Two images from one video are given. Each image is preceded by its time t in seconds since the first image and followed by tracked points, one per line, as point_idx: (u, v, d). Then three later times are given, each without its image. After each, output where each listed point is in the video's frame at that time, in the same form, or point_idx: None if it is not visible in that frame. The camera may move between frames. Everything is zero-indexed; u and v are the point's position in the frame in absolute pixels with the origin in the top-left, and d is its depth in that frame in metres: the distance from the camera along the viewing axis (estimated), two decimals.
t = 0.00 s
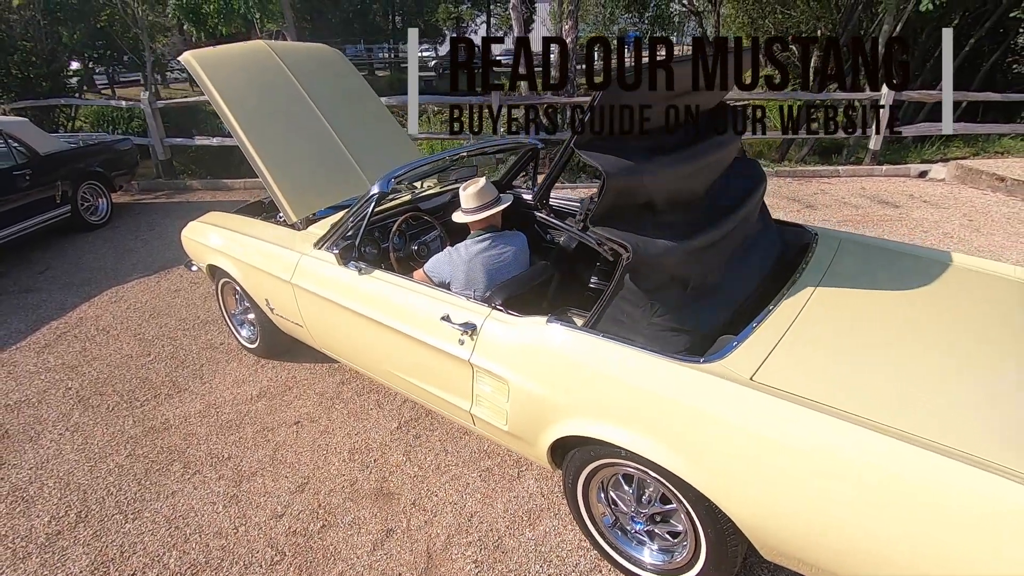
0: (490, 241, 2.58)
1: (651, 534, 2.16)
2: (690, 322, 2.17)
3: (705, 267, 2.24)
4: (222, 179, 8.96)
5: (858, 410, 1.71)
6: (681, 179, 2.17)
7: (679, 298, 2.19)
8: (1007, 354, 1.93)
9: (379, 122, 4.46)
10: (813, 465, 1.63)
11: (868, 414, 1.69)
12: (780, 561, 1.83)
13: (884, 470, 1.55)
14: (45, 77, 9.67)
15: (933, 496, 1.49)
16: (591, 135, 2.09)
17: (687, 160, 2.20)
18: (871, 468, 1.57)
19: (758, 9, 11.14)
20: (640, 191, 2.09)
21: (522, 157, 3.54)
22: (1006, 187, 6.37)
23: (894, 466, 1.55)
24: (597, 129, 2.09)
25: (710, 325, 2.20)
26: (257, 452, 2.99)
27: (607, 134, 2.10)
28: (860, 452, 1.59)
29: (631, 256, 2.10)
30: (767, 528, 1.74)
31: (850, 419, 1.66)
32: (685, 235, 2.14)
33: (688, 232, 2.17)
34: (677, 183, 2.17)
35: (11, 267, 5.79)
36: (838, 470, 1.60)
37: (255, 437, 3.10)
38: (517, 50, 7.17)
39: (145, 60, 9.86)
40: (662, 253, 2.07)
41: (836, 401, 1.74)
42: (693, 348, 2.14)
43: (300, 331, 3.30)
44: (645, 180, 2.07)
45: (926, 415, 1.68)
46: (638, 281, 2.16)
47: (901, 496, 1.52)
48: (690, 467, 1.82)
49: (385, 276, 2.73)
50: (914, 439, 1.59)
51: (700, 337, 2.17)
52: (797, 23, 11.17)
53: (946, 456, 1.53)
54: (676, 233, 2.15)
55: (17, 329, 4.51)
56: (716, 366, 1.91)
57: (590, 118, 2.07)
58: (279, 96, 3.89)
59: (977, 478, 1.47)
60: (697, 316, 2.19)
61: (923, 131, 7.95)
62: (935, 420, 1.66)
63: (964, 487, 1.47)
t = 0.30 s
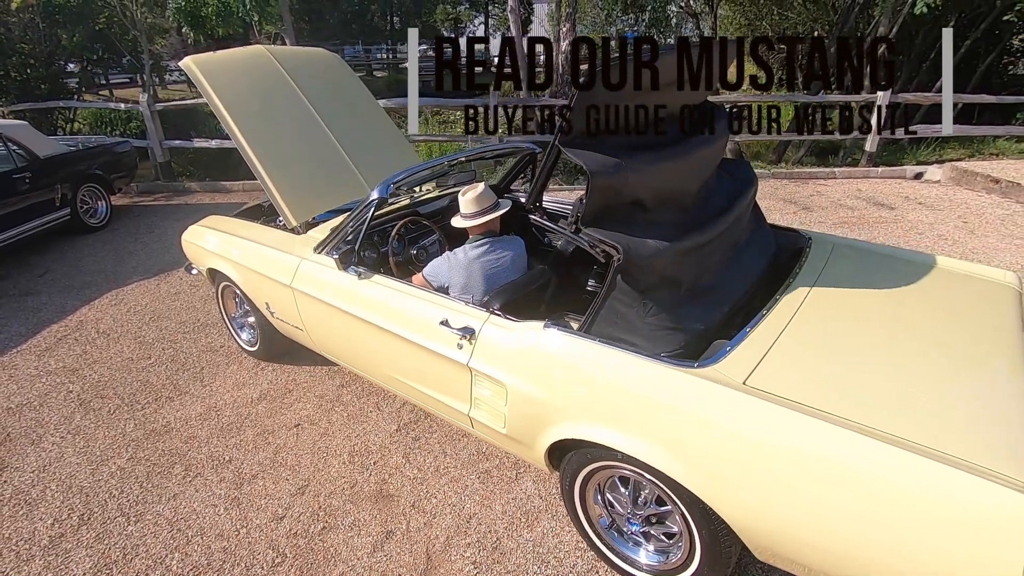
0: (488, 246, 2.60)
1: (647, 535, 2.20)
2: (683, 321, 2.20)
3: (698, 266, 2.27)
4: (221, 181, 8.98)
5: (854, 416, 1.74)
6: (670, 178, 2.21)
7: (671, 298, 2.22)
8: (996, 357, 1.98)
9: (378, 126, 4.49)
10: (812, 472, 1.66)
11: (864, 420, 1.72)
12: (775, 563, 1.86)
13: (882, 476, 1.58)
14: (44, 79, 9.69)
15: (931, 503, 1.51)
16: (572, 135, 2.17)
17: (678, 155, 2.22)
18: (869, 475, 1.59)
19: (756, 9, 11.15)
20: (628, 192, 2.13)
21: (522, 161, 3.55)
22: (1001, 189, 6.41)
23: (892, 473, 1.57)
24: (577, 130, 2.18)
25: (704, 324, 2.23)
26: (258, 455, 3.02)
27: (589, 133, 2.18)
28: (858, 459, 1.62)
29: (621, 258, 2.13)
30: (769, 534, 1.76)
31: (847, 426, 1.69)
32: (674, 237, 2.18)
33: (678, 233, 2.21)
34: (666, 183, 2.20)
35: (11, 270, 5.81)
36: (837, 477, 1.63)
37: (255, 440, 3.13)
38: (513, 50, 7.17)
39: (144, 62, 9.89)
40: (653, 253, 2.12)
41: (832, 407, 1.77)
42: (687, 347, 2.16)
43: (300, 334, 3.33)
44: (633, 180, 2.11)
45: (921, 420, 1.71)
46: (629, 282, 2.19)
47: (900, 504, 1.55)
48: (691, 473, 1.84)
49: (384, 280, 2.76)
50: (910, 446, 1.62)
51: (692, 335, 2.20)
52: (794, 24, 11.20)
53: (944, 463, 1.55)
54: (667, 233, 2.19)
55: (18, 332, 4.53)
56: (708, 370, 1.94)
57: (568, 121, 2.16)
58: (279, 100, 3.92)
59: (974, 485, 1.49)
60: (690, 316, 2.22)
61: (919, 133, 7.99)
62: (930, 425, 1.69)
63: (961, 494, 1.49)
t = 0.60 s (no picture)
0: (488, 250, 2.64)
1: (644, 535, 2.23)
2: (680, 317, 2.21)
3: (689, 266, 2.31)
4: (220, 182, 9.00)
5: (847, 419, 1.76)
6: (653, 178, 2.29)
7: (665, 295, 2.24)
8: (987, 359, 2.02)
9: (376, 128, 4.52)
10: (808, 475, 1.68)
11: (858, 423, 1.74)
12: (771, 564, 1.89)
13: (877, 479, 1.60)
14: (42, 81, 9.71)
15: (928, 505, 1.53)
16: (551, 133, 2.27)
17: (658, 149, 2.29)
18: (865, 477, 1.62)
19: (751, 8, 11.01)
20: (611, 191, 2.20)
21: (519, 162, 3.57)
22: (995, 190, 6.46)
23: (887, 475, 1.60)
24: (556, 129, 2.27)
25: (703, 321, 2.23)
26: (259, 456, 3.05)
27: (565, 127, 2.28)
28: (852, 462, 1.64)
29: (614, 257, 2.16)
30: (767, 537, 1.78)
31: (842, 429, 1.71)
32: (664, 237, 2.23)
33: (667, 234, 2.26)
34: (649, 181, 2.28)
35: (11, 272, 5.82)
36: (834, 479, 1.65)
37: (256, 442, 3.15)
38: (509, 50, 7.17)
39: (143, 64, 9.91)
40: (644, 251, 2.16)
41: (826, 410, 1.80)
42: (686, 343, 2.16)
43: (300, 336, 3.36)
44: (617, 179, 2.19)
45: (914, 423, 1.73)
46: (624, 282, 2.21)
47: (896, 505, 1.57)
48: (689, 475, 1.86)
49: (385, 283, 2.79)
50: (904, 449, 1.64)
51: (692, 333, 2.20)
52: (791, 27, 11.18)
53: (938, 466, 1.57)
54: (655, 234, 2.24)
55: (18, 334, 4.55)
56: (701, 373, 1.98)
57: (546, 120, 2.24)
58: (279, 104, 3.94)
59: (969, 488, 1.51)
60: (686, 312, 2.24)
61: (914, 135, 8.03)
62: (921, 427, 1.72)
63: (956, 495, 1.51)
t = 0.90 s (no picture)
0: (488, 253, 2.66)
1: (642, 534, 2.28)
2: (675, 315, 2.24)
3: (682, 266, 2.36)
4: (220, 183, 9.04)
5: (838, 421, 1.80)
6: (638, 179, 2.36)
7: (660, 293, 2.27)
8: (976, 361, 2.06)
9: (376, 132, 4.56)
10: (802, 477, 1.72)
11: (850, 425, 1.78)
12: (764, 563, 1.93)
13: (869, 481, 1.64)
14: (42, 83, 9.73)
15: (918, 507, 1.57)
16: (535, 134, 2.34)
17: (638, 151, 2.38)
18: (857, 479, 1.65)
19: (747, 10, 10.85)
20: (599, 192, 2.26)
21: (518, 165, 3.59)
22: (990, 193, 6.52)
23: (875, 477, 1.64)
24: (539, 130, 2.34)
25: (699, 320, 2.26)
26: (261, 458, 3.08)
27: (548, 128, 2.35)
28: (844, 463, 1.68)
29: (605, 258, 2.18)
30: (762, 537, 1.82)
31: (834, 432, 1.75)
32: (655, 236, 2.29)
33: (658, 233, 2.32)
34: (634, 182, 2.35)
35: (12, 274, 5.85)
36: (826, 481, 1.69)
37: (258, 443, 3.19)
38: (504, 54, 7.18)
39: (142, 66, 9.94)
40: (636, 251, 2.19)
41: (819, 413, 1.84)
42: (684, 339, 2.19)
43: (302, 338, 3.40)
44: (603, 180, 2.25)
45: (903, 425, 1.78)
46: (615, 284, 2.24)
47: (887, 507, 1.61)
48: (685, 477, 1.91)
49: (386, 286, 2.83)
50: (894, 451, 1.68)
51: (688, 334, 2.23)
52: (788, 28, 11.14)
53: (927, 468, 1.61)
54: (646, 235, 2.29)
55: (20, 336, 4.58)
56: (696, 376, 2.02)
57: (530, 121, 2.30)
58: (280, 109, 3.98)
59: (958, 489, 1.55)
60: (681, 309, 2.27)
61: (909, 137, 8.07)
62: (911, 430, 1.76)
63: (946, 497, 1.55)
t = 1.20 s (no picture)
0: (488, 257, 2.70)
1: (639, 533, 2.32)
2: (670, 312, 2.27)
3: (676, 266, 2.40)
4: (220, 185, 9.07)
5: (833, 423, 1.85)
6: (626, 178, 2.43)
7: (654, 291, 2.31)
8: (972, 361, 2.11)
9: (376, 134, 4.60)
10: (800, 478, 1.76)
11: (846, 427, 1.82)
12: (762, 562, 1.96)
13: (866, 483, 1.68)
14: (43, 85, 9.77)
15: (913, 508, 1.61)
16: (523, 134, 2.41)
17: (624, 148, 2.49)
18: (854, 481, 1.69)
19: (744, 11, 11.08)
20: (588, 190, 2.33)
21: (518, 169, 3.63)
22: (985, 194, 6.57)
23: (869, 478, 1.68)
24: (526, 130, 2.42)
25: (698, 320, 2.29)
26: (264, 458, 3.12)
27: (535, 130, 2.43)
28: (841, 464, 1.72)
29: (598, 257, 2.22)
30: (760, 538, 1.85)
31: (831, 434, 1.79)
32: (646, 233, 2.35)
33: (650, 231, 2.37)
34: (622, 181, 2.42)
35: (15, 276, 5.88)
36: (824, 483, 1.72)
37: (262, 444, 3.23)
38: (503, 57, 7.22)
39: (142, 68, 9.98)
40: (629, 251, 2.23)
41: (815, 415, 1.88)
42: (679, 336, 2.22)
43: (304, 340, 3.44)
44: (590, 179, 2.33)
45: (896, 426, 1.82)
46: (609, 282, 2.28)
47: (883, 508, 1.64)
48: (683, 478, 1.95)
49: (388, 290, 2.87)
50: (890, 453, 1.72)
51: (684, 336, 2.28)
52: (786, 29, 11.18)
53: (922, 470, 1.65)
54: (638, 234, 2.33)
55: (24, 338, 4.62)
56: (693, 379, 2.06)
57: (517, 121, 2.38)
58: (282, 113, 4.02)
59: (952, 490, 1.59)
60: (676, 306, 2.31)
61: (906, 140, 8.10)
62: (906, 431, 1.80)
63: (941, 498, 1.59)
